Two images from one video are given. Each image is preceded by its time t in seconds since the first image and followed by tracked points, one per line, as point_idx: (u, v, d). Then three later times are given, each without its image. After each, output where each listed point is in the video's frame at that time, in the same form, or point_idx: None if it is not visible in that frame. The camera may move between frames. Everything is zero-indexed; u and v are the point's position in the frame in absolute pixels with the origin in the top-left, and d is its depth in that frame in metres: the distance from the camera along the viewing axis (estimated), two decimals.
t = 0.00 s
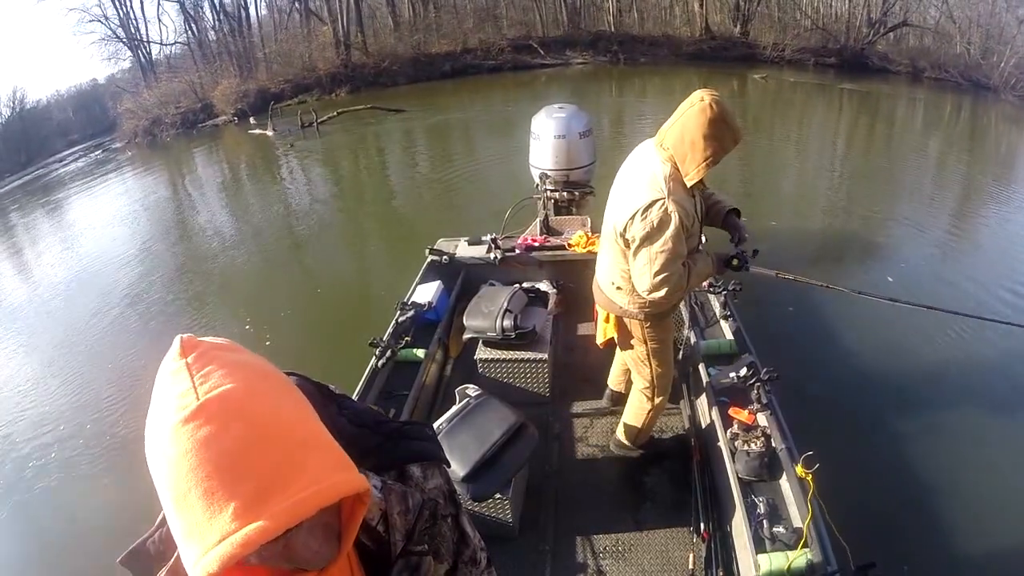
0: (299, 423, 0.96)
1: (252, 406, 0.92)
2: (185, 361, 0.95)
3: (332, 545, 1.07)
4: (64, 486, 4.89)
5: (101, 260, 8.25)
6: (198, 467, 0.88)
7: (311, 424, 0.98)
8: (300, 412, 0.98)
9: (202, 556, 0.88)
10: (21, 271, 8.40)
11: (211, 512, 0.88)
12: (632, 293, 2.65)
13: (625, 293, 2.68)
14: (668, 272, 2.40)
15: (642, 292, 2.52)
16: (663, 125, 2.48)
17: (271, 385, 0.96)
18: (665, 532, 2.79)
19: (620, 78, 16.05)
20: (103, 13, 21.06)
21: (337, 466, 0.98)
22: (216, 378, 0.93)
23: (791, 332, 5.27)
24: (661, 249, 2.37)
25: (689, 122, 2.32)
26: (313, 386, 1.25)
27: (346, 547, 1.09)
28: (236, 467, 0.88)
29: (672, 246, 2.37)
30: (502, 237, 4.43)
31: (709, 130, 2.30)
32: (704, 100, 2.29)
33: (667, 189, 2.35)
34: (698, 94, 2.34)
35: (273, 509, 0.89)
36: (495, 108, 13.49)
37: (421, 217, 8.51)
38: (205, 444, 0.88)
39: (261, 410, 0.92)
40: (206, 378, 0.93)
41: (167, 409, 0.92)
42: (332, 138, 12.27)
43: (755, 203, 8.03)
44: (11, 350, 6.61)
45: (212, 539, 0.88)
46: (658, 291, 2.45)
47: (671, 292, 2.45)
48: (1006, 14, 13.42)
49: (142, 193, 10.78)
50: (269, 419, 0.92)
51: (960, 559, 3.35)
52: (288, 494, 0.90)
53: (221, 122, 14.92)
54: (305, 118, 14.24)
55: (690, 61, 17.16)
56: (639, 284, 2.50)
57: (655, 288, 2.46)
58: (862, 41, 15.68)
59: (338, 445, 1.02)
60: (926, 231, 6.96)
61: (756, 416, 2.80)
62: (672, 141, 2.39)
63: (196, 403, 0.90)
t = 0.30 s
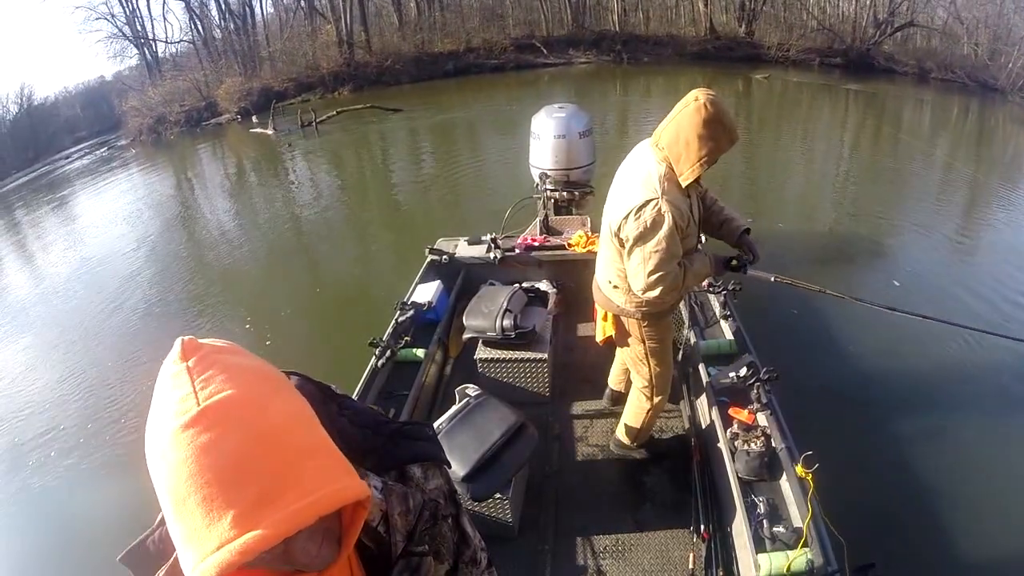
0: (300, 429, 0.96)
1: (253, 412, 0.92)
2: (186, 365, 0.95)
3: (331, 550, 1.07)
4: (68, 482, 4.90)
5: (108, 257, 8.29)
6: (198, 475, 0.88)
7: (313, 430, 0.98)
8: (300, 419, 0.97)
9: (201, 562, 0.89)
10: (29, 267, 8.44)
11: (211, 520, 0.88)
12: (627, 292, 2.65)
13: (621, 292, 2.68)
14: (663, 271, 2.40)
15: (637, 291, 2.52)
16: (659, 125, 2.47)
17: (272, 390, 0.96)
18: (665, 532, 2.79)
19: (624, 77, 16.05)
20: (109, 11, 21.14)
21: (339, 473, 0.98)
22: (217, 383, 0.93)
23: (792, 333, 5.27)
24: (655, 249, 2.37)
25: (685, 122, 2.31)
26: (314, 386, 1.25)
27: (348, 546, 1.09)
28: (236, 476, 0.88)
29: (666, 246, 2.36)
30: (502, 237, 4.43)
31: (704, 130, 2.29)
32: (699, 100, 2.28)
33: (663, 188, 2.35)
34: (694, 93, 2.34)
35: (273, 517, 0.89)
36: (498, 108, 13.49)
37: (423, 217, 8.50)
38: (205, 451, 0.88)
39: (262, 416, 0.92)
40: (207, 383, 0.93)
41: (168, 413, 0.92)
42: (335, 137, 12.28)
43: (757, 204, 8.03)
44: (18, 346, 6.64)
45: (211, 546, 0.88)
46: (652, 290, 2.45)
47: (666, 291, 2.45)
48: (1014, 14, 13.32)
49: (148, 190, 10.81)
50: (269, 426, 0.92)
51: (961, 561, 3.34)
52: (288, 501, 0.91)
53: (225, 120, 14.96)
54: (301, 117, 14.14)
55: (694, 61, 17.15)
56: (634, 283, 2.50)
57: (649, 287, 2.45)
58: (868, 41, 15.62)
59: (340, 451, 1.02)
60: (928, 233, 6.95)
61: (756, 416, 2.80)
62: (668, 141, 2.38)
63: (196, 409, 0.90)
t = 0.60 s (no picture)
0: (297, 447, 0.95)
1: (252, 427, 0.91)
2: (191, 367, 0.94)
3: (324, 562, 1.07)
4: (71, 478, 4.92)
5: (116, 252, 8.32)
6: (191, 486, 0.88)
7: (309, 448, 0.98)
8: (299, 435, 0.97)
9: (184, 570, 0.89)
10: (37, 263, 8.47)
11: (198, 532, 0.88)
12: (628, 293, 2.64)
13: (622, 293, 2.67)
14: (664, 272, 2.40)
15: (638, 292, 2.52)
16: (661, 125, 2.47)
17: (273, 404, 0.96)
18: (665, 533, 2.79)
19: (628, 77, 16.03)
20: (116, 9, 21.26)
21: (330, 496, 0.98)
22: (217, 392, 0.92)
23: (792, 335, 5.27)
24: (657, 249, 2.36)
25: (688, 122, 2.30)
26: (314, 387, 1.24)
27: (339, 559, 1.09)
28: (228, 491, 0.88)
29: (668, 246, 2.36)
30: (502, 237, 4.43)
31: (707, 131, 2.28)
32: (702, 100, 2.27)
33: (664, 189, 2.35)
34: (696, 94, 2.33)
35: (259, 536, 0.89)
36: (501, 107, 13.48)
37: (424, 216, 8.49)
38: (200, 462, 0.88)
39: (261, 432, 0.92)
40: (208, 392, 0.92)
41: (168, 416, 0.92)
42: (337, 136, 12.28)
43: (760, 205, 8.03)
44: (24, 342, 6.67)
45: (194, 555, 0.88)
46: (654, 290, 2.45)
47: (667, 292, 2.45)
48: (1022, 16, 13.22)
49: (155, 187, 10.85)
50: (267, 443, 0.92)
51: (961, 563, 3.34)
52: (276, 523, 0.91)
53: (229, 118, 14.99)
54: (302, 117, 14.15)
55: (699, 61, 17.12)
56: (635, 283, 2.50)
57: (651, 287, 2.45)
58: (875, 42, 15.54)
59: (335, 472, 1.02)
60: (931, 236, 6.93)
61: (756, 416, 2.80)
62: (670, 141, 2.38)
63: (195, 418, 0.90)
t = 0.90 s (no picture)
0: (285, 472, 0.93)
1: (240, 449, 0.90)
2: (186, 379, 0.94)
3: None
4: (74, 474, 4.94)
5: (122, 248, 8.36)
6: (172, 504, 0.87)
7: (299, 472, 0.96)
8: (290, 459, 0.95)
9: None
10: (44, 258, 8.51)
11: (176, 549, 0.87)
12: (626, 293, 2.64)
13: (620, 293, 2.67)
14: (661, 272, 2.39)
15: (636, 292, 2.51)
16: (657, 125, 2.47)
17: (265, 425, 0.94)
18: (664, 533, 2.78)
19: (631, 76, 16.02)
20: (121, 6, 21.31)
21: (317, 525, 0.96)
22: (208, 411, 0.91)
23: (793, 335, 5.26)
24: (653, 248, 2.36)
25: (681, 121, 2.30)
26: (312, 387, 1.24)
27: None
28: (209, 511, 0.87)
29: (664, 246, 2.36)
30: (502, 237, 4.43)
31: (700, 129, 2.28)
32: (696, 98, 2.28)
33: (659, 189, 2.35)
34: (690, 92, 2.33)
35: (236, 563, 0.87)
36: (503, 106, 13.47)
37: (426, 214, 8.49)
38: (183, 480, 0.87)
39: (248, 455, 0.90)
40: (199, 408, 0.92)
41: (159, 428, 0.91)
42: (340, 134, 12.29)
43: (762, 206, 8.03)
44: (31, 336, 6.69)
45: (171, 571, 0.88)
46: (651, 290, 2.45)
47: (664, 292, 2.45)
48: None
49: (160, 184, 10.90)
50: (253, 467, 0.90)
51: (961, 563, 3.34)
52: (256, 550, 0.89)
53: (232, 116, 15.01)
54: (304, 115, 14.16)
55: (703, 59, 17.09)
56: (632, 284, 2.50)
57: (649, 287, 2.45)
58: (881, 42, 15.47)
59: (325, 499, 0.99)
60: (934, 238, 6.92)
61: (756, 416, 2.80)
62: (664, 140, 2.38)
63: (183, 435, 0.89)
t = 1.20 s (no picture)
0: (280, 475, 0.93)
1: (234, 451, 0.90)
2: (181, 381, 0.94)
3: None
4: (79, 471, 4.95)
5: (127, 245, 8.39)
6: (167, 505, 0.87)
7: (294, 475, 0.95)
8: (284, 462, 0.95)
9: None
10: (49, 255, 8.54)
11: (170, 550, 0.88)
12: (625, 297, 2.64)
13: (619, 296, 2.67)
14: (660, 275, 2.39)
15: (635, 295, 2.51)
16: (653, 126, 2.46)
17: (259, 429, 0.94)
18: (664, 533, 2.78)
19: (634, 74, 16.01)
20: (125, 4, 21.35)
21: (311, 528, 0.95)
22: (202, 414, 0.91)
23: (793, 336, 5.26)
24: (651, 252, 2.36)
25: (678, 122, 2.29)
26: (309, 388, 1.24)
27: None
28: (202, 514, 0.87)
29: (663, 248, 2.36)
30: (501, 237, 4.43)
31: (696, 131, 2.27)
32: (692, 98, 2.27)
33: (657, 191, 2.35)
34: (687, 93, 2.32)
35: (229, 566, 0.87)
36: (505, 104, 13.46)
37: (426, 213, 8.48)
38: (177, 483, 0.87)
39: (241, 458, 0.90)
40: (193, 411, 0.92)
41: (154, 430, 0.91)
42: (342, 132, 12.28)
43: (763, 206, 8.02)
44: (37, 333, 6.71)
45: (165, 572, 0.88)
46: (651, 294, 2.44)
47: (663, 296, 2.45)
48: None
49: (164, 181, 10.92)
50: (246, 472, 0.90)
51: (961, 564, 3.35)
52: (248, 554, 0.89)
53: (234, 114, 15.02)
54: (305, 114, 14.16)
55: (705, 58, 17.08)
56: (632, 288, 2.50)
57: (648, 291, 2.45)
58: (885, 41, 15.42)
59: (320, 502, 0.99)
60: (935, 239, 6.91)
61: (755, 416, 2.80)
62: (661, 142, 2.37)
63: (177, 437, 0.89)
